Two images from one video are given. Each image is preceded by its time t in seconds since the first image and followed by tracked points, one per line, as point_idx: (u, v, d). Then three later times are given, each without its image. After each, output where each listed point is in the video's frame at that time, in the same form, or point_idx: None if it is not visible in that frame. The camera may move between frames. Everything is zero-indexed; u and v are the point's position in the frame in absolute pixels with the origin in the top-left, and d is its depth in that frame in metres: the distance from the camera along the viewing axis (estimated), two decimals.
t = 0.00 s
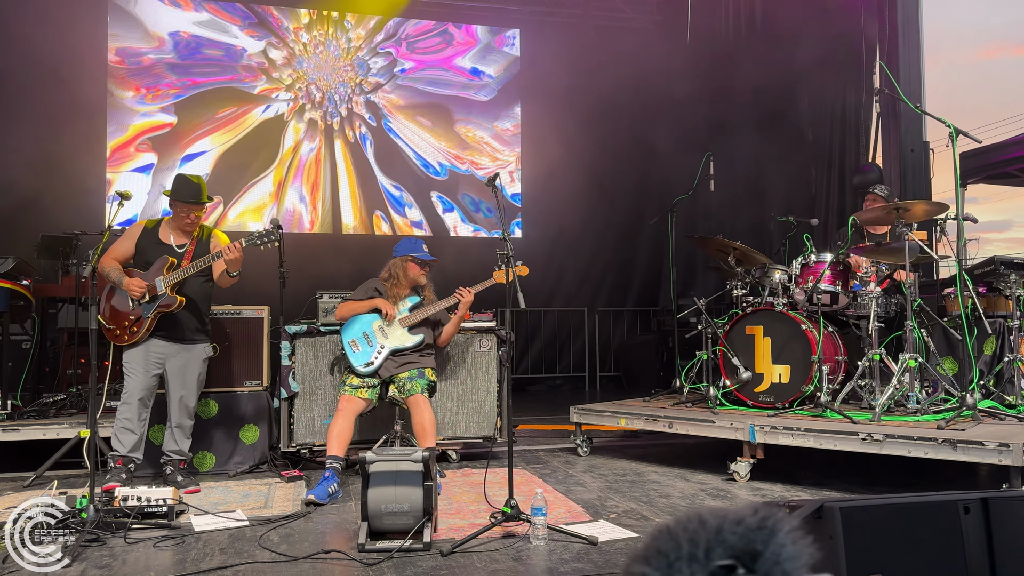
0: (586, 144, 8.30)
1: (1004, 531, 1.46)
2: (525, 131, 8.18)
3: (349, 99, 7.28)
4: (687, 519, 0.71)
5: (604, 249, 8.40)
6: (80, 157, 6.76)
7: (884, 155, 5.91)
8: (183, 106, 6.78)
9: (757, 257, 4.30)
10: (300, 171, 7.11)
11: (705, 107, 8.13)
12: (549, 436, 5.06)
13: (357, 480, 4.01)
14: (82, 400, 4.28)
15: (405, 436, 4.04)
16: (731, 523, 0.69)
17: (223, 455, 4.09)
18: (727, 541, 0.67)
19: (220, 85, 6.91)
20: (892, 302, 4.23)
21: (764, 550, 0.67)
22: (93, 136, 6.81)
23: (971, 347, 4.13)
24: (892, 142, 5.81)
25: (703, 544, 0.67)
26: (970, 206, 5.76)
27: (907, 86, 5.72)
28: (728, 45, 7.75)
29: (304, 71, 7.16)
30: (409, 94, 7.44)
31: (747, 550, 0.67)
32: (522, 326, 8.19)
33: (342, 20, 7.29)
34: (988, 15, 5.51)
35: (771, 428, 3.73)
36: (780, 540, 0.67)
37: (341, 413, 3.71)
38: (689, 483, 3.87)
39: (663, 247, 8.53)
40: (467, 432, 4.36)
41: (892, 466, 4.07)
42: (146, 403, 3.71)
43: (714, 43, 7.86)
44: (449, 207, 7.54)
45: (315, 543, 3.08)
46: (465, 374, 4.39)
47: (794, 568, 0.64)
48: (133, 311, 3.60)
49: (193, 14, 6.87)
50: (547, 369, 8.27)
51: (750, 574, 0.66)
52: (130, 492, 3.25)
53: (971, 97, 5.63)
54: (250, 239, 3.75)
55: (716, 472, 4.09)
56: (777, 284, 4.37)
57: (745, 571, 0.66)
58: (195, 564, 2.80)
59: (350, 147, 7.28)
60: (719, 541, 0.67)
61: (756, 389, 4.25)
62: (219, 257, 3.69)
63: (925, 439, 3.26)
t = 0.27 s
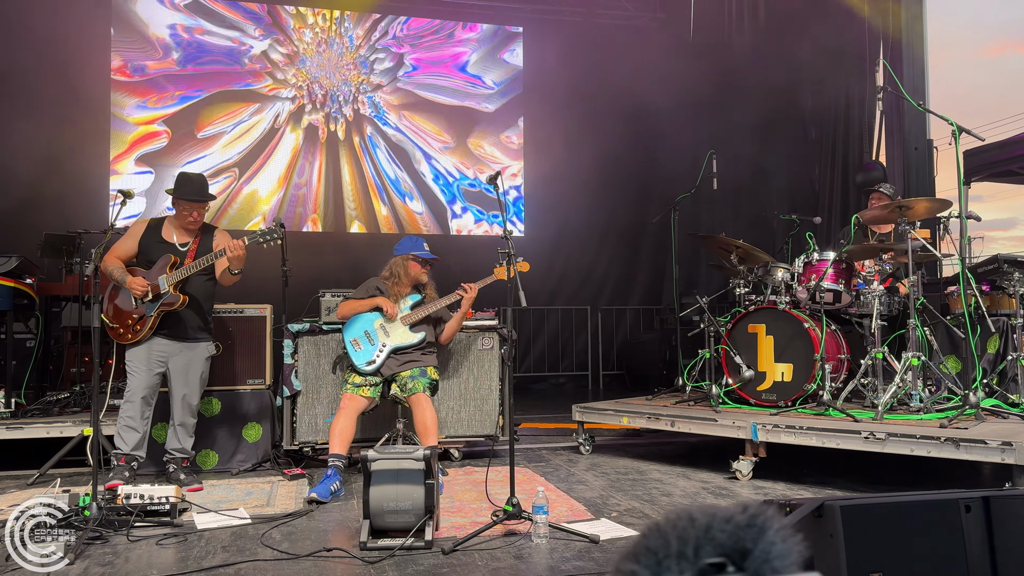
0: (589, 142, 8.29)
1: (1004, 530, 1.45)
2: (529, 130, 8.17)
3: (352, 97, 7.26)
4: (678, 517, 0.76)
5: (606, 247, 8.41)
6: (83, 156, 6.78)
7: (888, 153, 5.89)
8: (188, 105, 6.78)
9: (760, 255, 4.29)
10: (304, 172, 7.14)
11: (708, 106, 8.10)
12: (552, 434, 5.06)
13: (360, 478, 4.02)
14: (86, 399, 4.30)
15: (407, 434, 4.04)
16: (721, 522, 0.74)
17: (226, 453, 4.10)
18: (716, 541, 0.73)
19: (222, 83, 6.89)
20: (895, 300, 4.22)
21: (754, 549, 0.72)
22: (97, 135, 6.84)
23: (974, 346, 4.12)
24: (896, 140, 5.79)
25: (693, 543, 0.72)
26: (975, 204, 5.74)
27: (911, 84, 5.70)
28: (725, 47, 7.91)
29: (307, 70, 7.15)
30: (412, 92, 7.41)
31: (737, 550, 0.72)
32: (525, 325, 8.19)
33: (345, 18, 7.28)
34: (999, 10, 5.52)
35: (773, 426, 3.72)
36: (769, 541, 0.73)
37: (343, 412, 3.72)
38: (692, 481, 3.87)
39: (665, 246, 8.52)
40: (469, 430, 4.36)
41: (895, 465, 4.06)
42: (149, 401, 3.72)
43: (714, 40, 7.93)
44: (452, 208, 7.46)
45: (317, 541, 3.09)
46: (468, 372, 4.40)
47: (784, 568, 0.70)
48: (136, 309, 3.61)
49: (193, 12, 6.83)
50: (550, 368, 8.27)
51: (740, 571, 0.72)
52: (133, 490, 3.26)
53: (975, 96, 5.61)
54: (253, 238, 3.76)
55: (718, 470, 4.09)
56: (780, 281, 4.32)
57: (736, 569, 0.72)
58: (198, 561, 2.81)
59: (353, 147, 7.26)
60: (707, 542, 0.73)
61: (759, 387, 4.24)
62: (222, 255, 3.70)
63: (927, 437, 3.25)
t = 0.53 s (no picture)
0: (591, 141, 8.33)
1: (1006, 527, 1.45)
2: (532, 129, 8.18)
3: (356, 96, 7.27)
4: (672, 514, 0.77)
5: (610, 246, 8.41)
6: (87, 155, 6.80)
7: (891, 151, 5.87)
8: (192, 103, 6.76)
9: (763, 253, 4.26)
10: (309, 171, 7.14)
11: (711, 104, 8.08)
12: (555, 432, 5.06)
13: (362, 477, 4.03)
14: (89, 397, 4.31)
15: (410, 432, 4.04)
16: (716, 519, 0.76)
17: (230, 451, 4.11)
18: (710, 534, 0.75)
19: (224, 82, 6.87)
20: (899, 298, 4.21)
21: (749, 546, 0.75)
22: (101, 134, 6.85)
23: (978, 344, 4.10)
24: (899, 139, 5.78)
25: (688, 539, 0.74)
26: (979, 202, 5.70)
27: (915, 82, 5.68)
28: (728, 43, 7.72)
29: (310, 68, 7.13)
30: (415, 90, 7.42)
31: (732, 546, 0.75)
32: (528, 324, 8.19)
33: (348, 18, 7.28)
34: (1001, 8, 5.46)
35: (776, 425, 3.71)
36: (765, 538, 0.75)
37: (346, 410, 3.72)
38: (694, 479, 3.86)
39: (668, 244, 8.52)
40: (472, 428, 4.36)
41: (899, 464, 4.05)
42: (152, 399, 3.73)
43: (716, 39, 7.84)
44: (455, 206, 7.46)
45: (320, 538, 3.09)
46: (470, 371, 4.39)
47: (779, 563, 0.72)
48: (140, 308, 3.62)
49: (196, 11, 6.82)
50: (553, 366, 8.27)
51: (734, 566, 0.74)
52: (136, 488, 3.27)
53: (979, 93, 5.58)
54: (256, 237, 3.77)
55: (721, 469, 4.08)
56: (783, 280, 4.31)
57: (730, 564, 0.74)
58: (201, 559, 2.82)
59: (358, 147, 7.26)
60: (703, 540, 0.75)
61: (762, 385, 4.23)
62: (225, 254, 3.70)
63: (931, 436, 3.24)
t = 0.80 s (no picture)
0: (595, 138, 8.29)
1: (1012, 526, 1.45)
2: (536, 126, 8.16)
3: (359, 95, 7.27)
4: (678, 514, 0.77)
5: (613, 244, 8.41)
6: (91, 154, 6.81)
7: (896, 149, 5.85)
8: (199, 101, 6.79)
9: (767, 251, 4.25)
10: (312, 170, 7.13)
11: (715, 102, 8.06)
12: (558, 431, 5.06)
13: (366, 475, 4.03)
14: (94, 395, 4.32)
15: (414, 430, 4.04)
16: (722, 519, 0.76)
17: (233, 450, 4.12)
18: (715, 536, 0.75)
19: (229, 80, 6.89)
20: (903, 297, 4.20)
21: (754, 546, 0.74)
22: (105, 133, 6.87)
23: (982, 342, 4.09)
24: (904, 137, 5.76)
25: (694, 539, 0.74)
26: (985, 200, 5.67)
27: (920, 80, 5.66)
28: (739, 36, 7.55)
29: (313, 67, 7.14)
30: (419, 88, 7.41)
31: (737, 546, 0.75)
32: (531, 322, 8.19)
33: (351, 17, 7.28)
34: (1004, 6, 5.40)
35: (780, 423, 3.70)
36: (770, 538, 0.75)
37: (350, 408, 3.72)
38: (698, 478, 3.86)
39: (672, 243, 8.51)
40: (475, 427, 4.37)
41: (903, 462, 4.04)
42: (156, 398, 3.74)
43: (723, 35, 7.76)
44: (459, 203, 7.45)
45: (324, 537, 3.10)
46: (474, 369, 4.39)
47: (784, 563, 0.72)
48: (144, 306, 3.63)
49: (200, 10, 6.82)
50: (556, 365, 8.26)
51: (739, 567, 0.74)
52: (141, 487, 3.28)
53: (983, 91, 5.55)
54: (260, 236, 3.77)
55: (725, 467, 4.08)
56: (787, 279, 4.30)
57: (735, 565, 0.74)
58: (206, 557, 2.82)
59: (364, 146, 7.28)
60: (707, 539, 0.74)
61: (765, 384, 4.22)
62: (229, 253, 3.71)
63: (935, 435, 3.23)
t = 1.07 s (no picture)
0: (599, 135, 8.28)
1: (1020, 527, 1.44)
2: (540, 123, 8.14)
3: (363, 93, 7.25)
4: (688, 514, 0.77)
5: (617, 243, 8.41)
6: (96, 152, 6.82)
7: (901, 147, 5.83)
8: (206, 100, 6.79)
9: (772, 250, 4.25)
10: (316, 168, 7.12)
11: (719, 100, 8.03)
12: (562, 430, 5.06)
13: (371, 474, 4.04)
14: (99, 394, 4.33)
15: (418, 429, 4.04)
16: (733, 520, 0.76)
17: (238, 449, 4.13)
18: (728, 537, 0.74)
19: (234, 79, 6.88)
20: (908, 296, 4.19)
21: (765, 548, 0.74)
22: (110, 132, 6.87)
23: (988, 341, 4.07)
24: (909, 135, 5.74)
25: (704, 541, 0.74)
26: (990, 198, 5.65)
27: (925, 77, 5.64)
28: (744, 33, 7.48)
29: (318, 66, 7.14)
30: (424, 87, 7.40)
31: (748, 547, 0.74)
32: (535, 321, 8.18)
33: (355, 15, 7.28)
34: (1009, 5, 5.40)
35: (785, 422, 3.69)
36: (782, 539, 0.74)
37: (355, 407, 3.72)
38: (703, 477, 3.85)
39: (676, 241, 8.50)
40: (480, 426, 4.37)
41: (908, 462, 4.03)
42: (161, 396, 3.75)
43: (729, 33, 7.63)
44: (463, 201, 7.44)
45: (329, 535, 3.10)
46: (478, 368, 4.39)
47: (796, 564, 0.71)
48: (149, 306, 3.64)
49: (204, 8, 6.80)
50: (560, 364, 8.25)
51: (751, 568, 0.73)
52: (146, 485, 3.29)
53: (989, 90, 5.53)
54: (265, 235, 3.77)
55: (729, 467, 4.07)
56: (791, 277, 4.33)
57: (747, 566, 0.73)
58: (211, 556, 2.83)
59: (366, 144, 7.24)
60: (719, 540, 0.74)
61: (770, 383, 4.21)
62: (234, 253, 3.70)
63: (940, 434, 3.22)
